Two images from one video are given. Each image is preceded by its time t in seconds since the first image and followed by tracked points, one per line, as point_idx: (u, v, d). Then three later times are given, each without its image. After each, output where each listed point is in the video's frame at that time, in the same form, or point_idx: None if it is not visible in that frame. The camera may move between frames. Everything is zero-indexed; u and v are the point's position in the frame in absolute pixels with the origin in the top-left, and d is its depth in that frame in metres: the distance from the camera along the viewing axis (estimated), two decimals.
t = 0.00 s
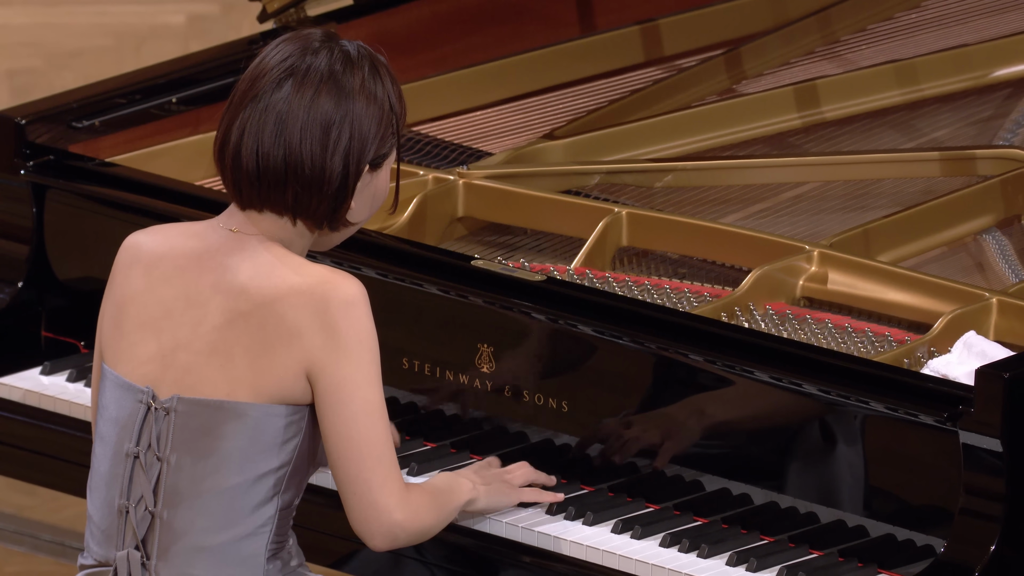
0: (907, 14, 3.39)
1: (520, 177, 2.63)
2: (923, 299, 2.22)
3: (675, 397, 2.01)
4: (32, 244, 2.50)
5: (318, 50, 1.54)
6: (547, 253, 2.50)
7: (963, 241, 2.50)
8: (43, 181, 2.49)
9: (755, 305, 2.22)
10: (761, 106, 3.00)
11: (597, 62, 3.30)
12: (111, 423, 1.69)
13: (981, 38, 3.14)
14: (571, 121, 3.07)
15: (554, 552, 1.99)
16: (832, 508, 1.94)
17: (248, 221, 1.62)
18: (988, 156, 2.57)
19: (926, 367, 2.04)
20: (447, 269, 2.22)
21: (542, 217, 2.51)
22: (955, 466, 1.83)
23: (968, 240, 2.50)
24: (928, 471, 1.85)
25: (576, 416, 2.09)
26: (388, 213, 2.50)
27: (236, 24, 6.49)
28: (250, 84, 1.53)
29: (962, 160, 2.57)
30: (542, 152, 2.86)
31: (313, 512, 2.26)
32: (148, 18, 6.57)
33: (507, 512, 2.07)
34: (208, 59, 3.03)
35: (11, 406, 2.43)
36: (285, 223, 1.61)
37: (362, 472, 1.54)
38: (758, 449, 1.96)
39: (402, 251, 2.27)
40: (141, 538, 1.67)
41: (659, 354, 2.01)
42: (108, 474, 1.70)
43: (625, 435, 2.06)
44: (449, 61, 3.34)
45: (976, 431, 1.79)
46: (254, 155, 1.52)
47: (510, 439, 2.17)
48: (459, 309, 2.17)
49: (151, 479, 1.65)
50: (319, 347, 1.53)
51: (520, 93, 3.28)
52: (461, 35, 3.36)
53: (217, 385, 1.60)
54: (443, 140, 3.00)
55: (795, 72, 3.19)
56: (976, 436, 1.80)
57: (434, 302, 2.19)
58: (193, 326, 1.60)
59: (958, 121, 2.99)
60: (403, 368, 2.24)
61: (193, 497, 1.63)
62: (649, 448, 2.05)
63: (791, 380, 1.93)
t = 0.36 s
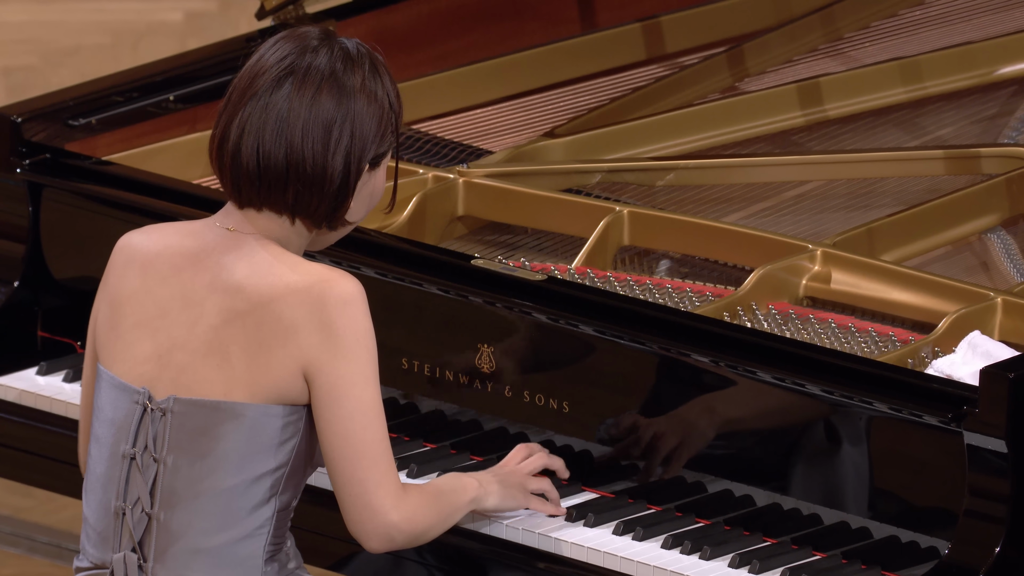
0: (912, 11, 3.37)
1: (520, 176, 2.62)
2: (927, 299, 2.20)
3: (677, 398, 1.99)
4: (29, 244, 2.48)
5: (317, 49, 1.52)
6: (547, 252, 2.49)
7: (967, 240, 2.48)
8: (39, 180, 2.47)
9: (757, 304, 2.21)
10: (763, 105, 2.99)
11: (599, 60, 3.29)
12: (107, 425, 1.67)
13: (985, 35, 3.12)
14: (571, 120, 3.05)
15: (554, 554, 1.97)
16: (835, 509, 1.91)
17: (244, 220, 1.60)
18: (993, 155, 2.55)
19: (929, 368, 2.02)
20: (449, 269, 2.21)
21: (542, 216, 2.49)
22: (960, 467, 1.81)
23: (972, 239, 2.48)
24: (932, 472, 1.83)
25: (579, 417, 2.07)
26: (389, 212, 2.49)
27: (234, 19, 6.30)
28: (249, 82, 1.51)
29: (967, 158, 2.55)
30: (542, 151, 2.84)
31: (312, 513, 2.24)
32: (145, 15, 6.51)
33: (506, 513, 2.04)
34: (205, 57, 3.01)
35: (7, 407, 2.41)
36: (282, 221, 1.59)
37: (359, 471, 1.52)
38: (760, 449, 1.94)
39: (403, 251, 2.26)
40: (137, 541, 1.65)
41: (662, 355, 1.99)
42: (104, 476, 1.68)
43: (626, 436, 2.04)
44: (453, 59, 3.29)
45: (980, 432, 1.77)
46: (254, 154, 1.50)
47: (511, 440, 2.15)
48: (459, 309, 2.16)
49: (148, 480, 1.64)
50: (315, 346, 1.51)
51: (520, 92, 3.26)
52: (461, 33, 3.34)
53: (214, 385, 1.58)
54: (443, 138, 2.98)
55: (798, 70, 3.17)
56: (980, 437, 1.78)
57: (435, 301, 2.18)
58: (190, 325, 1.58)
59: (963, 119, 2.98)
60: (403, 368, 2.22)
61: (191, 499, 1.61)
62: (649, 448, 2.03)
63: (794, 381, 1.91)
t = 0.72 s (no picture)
0: (914, 8, 3.40)
1: (519, 176, 2.60)
2: (930, 299, 2.18)
3: (677, 398, 1.97)
4: (24, 243, 2.47)
5: (304, 42, 1.50)
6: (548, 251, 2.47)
7: (973, 239, 2.46)
8: (34, 178, 2.46)
9: (759, 304, 2.19)
10: (766, 102, 2.97)
11: (600, 58, 3.28)
12: (101, 426, 1.65)
13: (989, 33, 3.12)
14: (571, 117, 3.02)
15: (555, 556, 1.94)
16: (838, 511, 1.89)
17: (236, 217, 1.59)
18: (997, 153, 2.54)
19: (933, 368, 1.99)
20: (450, 270, 2.19)
21: (542, 215, 2.47)
22: (963, 469, 1.78)
23: (977, 238, 2.47)
24: (937, 473, 1.80)
25: (580, 417, 2.05)
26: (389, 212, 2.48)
27: (232, 16, 6.14)
28: (236, 78, 1.49)
29: (972, 156, 2.52)
30: (543, 149, 2.82)
31: (309, 514, 2.22)
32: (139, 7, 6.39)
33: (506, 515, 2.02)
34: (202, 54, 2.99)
35: (4, 408, 2.39)
36: (274, 217, 1.57)
37: (358, 467, 1.50)
38: (761, 449, 1.92)
39: (403, 250, 2.24)
40: (133, 542, 1.64)
41: (663, 355, 1.97)
42: (99, 478, 1.66)
43: (626, 436, 2.02)
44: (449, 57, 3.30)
45: (985, 433, 1.75)
46: (242, 149, 1.48)
47: (510, 441, 2.12)
48: (457, 308, 2.14)
49: (143, 481, 1.61)
50: (310, 343, 1.49)
51: (521, 89, 3.24)
52: (461, 29, 3.34)
53: (207, 385, 1.56)
54: (441, 138, 2.96)
55: (801, 67, 3.15)
56: (985, 439, 1.75)
57: (434, 300, 2.16)
58: (183, 324, 1.56)
59: (967, 117, 2.96)
60: (402, 369, 2.20)
61: (186, 499, 1.59)
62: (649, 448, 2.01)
63: (797, 381, 1.89)
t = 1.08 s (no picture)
0: (919, 5, 3.39)
1: (516, 174, 2.56)
2: (933, 299, 2.17)
3: (676, 397, 1.95)
4: (20, 242, 2.45)
5: (291, 37, 1.48)
6: (548, 250, 2.45)
7: (976, 237, 2.46)
8: (29, 177, 2.44)
9: (761, 303, 2.17)
10: (770, 100, 2.95)
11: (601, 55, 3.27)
12: (93, 426, 1.64)
13: (994, 30, 3.10)
14: (572, 115, 3.00)
15: (556, 558, 1.92)
16: (841, 513, 1.87)
17: (227, 215, 1.57)
18: (1002, 152, 2.51)
19: (937, 369, 1.98)
20: (450, 270, 2.17)
21: (542, 213, 2.45)
22: (968, 471, 1.77)
23: (980, 237, 2.45)
24: (939, 474, 1.79)
25: (580, 419, 2.03)
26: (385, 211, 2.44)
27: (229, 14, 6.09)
28: (223, 74, 1.48)
29: (976, 155, 2.50)
30: (544, 148, 2.79)
31: (306, 515, 2.20)
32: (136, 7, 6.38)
33: (506, 517, 2.00)
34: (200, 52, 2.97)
35: None
36: (265, 215, 1.55)
37: (352, 466, 1.47)
38: (762, 450, 1.90)
39: (402, 249, 2.22)
40: (126, 544, 1.62)
41: (662, 355, 1.95)
42: (91, 479, 1.65)
43: (625, 436, 2.00)
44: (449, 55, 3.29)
45: (988, 434, 1.73)
46: (230, 145, 1.46)
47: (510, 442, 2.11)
48: (457, 308, 2.11)
49: (135, 482, 1.60)
50: (302, 341, 1.47)
51: (522, 87, 3.23)
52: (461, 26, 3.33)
53: (199, 384, 1.55)
54: (441, 135, 2.94)
55: (803, 65, 3.14)
56: (989, 440, 1.73)
57: (435, 301, 2.13)
58: (174, 323, 1.54)
59: (971, 115, 2.94)
60: (401, 368, 2.18)
61: (179, 500, 1.57)
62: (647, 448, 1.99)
63: (799, 382, 1.87)
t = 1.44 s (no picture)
0: (923, 2, 3.38)
1: (517, 172, 2.54)
2: (937, 298, 2.15)
3: (679, 398, 1.93)
4: (15, 241, 2.43)
5: (287, 35, 1.46)
6: (548, 250, 2.43)
7: (980, 237, 2.43)
8: (25, 175, 2.42)
9: (764, 303, 2.15)
10: (772, 98, 2.93)
11: (603, 53, 3.25)
12: (88, 428, 1.61)
13: (999, 27, 3.08)
14: (573, 114, 2.98)
15: (557, 561, 1.90)
16: (844, 515, 1.85)
17: (224, 215, 1.54)
18: (1007, 150, 2.49)
19: (941, 369, 1.96)
20: (450, 270, 2.14)
21: (543, 212, 2.43)
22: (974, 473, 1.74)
23: (985, 236, 2.43)
24: (944, 476, 1.77)
25: (580, 420, 2.00)
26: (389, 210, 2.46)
27: (227, 11, 6.12)
28: (219, 73, 1.46)
29: (981, 153, 2.48)
30: (545, 147, 2.77)
31: (304, 517, 2.18)
32: (135, 5, 6.37)
33: (506, 519, 1.98)
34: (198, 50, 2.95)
35: None
36: (262, 214, 1.53)
37: (352, 467, 1.46)
38: (764, 451, 1.88)
39: (401, 249, 2.20)
40: (122, 547, 1.60)
41: (664, 355, 1.93)
42: (86, 481, 1.63)
43: (626, 437, 1.98)
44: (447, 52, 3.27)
45: (993, 435, 1.72)
46: (227, 145, 1.44)
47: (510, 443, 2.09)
48: (457, 308, 2.09)
49: (131, 484, 1.57)
50: (301, 341, 1.45)
51: (523, 85, 3.22)
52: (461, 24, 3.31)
53: (196, 385, 1.52)
54: (442, 133, 2.92)
55: (806, 63, 3.12)
56: (994, 441, 1.72)
57: (435, 301, 2.10)
58: (171, 323, 1.52)
59: (975, 114, 2.92)
60: (399, 369, 2.16)
61: (175, 502, 1.55)
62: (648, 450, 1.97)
63: (802, 382, 1.85)
